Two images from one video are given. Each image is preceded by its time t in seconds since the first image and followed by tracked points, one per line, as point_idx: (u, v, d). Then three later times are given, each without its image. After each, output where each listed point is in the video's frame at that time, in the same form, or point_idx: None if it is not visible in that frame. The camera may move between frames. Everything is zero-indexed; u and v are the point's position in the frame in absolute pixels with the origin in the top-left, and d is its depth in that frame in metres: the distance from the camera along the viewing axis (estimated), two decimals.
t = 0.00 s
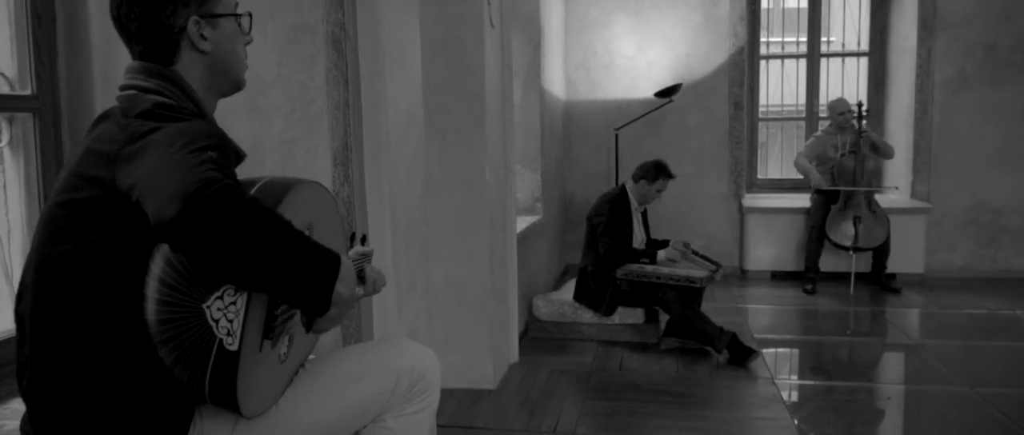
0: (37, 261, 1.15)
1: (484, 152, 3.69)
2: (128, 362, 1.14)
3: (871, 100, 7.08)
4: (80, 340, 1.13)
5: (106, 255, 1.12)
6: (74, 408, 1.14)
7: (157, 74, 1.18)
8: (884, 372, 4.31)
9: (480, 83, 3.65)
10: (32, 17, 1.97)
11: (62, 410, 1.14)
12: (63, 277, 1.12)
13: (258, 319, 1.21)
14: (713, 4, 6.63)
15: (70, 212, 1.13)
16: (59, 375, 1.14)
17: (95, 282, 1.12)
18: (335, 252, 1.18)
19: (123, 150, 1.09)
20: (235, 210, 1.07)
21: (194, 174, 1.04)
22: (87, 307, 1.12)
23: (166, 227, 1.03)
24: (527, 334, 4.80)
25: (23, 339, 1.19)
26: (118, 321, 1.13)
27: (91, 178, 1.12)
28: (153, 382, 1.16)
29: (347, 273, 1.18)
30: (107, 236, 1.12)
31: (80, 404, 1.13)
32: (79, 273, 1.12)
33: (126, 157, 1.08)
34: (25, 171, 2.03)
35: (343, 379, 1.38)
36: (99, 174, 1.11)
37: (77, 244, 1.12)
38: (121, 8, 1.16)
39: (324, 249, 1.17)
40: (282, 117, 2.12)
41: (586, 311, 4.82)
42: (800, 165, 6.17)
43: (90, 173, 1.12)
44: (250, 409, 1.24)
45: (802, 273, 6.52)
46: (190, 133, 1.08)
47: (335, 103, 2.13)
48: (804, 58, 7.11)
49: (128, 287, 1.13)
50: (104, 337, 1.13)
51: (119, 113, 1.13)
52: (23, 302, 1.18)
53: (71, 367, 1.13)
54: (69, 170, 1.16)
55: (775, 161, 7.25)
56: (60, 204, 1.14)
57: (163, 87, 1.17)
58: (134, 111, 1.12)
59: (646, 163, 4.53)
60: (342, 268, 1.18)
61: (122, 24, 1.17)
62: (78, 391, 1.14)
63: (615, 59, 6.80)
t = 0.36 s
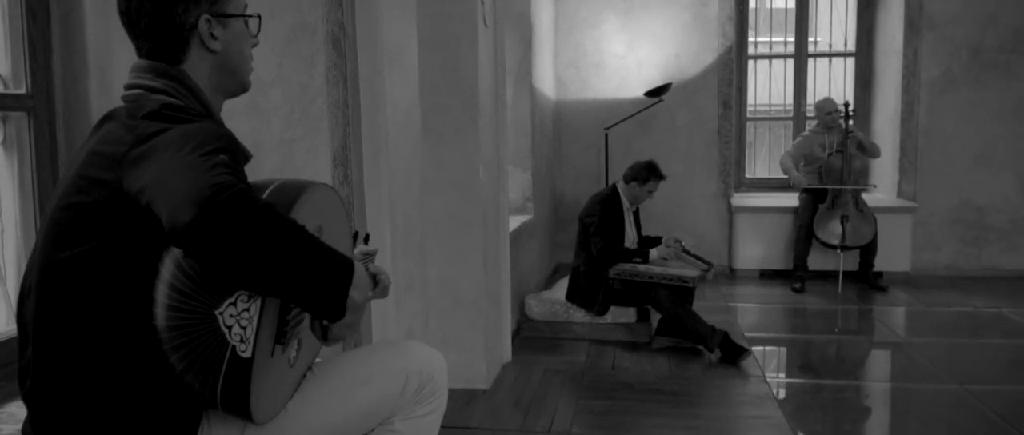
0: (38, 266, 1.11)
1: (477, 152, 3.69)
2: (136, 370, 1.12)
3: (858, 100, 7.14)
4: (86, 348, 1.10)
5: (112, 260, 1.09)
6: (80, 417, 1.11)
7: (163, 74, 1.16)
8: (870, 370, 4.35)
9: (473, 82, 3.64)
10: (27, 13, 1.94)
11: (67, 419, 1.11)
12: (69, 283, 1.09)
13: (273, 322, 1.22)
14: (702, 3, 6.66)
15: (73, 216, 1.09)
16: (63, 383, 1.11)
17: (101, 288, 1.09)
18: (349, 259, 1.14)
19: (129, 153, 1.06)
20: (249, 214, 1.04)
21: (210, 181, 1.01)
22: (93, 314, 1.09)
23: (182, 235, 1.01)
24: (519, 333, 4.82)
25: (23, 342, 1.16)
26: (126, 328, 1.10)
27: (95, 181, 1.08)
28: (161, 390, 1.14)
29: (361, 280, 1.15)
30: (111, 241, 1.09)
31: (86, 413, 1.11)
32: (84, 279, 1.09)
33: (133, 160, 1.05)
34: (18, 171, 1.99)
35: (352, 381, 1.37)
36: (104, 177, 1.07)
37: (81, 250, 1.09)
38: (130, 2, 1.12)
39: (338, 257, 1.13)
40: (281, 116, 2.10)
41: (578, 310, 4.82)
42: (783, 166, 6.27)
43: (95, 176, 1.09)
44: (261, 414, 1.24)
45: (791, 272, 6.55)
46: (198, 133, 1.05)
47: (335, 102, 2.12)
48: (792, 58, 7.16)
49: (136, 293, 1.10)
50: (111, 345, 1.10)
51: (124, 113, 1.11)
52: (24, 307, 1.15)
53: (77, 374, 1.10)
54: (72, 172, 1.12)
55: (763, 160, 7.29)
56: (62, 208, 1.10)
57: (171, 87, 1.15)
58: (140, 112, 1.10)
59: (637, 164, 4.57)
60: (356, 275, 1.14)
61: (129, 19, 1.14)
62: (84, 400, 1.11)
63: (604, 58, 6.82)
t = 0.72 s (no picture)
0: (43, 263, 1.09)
1: (467, 150, 3.68)
2: (145, 366, 1.10)
3: (839, 99, 7.21)
4: (99, 349, 1.09)
5: (122, 255, 1.07)
6: (87, 416, 1.09)
7: (179, 71, 1.15)
8: (853, 365, 4.40)
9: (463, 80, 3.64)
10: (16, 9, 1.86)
11: (73, 419, 1.09)
12: (77, 279, 1.07)
13: (286, 319, 1.22)
14: (686, 3, 6.70)
15: (80, 211, 1.08)
16: (70, 382, 1.09)
17: (110, 284, 1.08)
18: (365, 255, 1.16)
19: (140, 147, 1.06)
20: (268, 207, 1.06)
21: (230, 167, 1.02)
22: (102, 310, 1.08)
23: (201, 223, 1.01)
24: (507, 332, 4.83)
25: (25, 341, 1.14)
26: (137, 324, 1.09)
27: (104, 176, 1.07)
28: (171, 388, 1.12)
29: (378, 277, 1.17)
30: (120, 237, 1.07)
31: (94, 412, 1.09)
32: (92, 276, 1.07)
33: (145, 154, 1.05)
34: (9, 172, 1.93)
35: (357, 381, 1.36)
36: (114, 172, 1.06)
37: (89, 246, 1.07)
38: None
39: (355, 253, 1.15)
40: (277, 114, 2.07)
41: (566, 308, 4.83)
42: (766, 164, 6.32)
43: (104, 171, 1.07)
44: (272, 412, 1.23)
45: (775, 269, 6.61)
46: (212, 127, 1.05)
47: (330, 99, 2.11)
48: (774, 57, 7.22)
49: (146, 287, 1.09)
50: (121, 342, 1.09)
51: (133, 108, 1.11)
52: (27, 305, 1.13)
53: (84, 373, 1.09)
54: (78, 169, 1.10)
55: (746, 159, 7.35)
56: (69, 204, 1.09)
57: (185, 84, 1.14)
58: (149, 107, 1.09)
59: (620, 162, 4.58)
60: (371, 271, 1.16)
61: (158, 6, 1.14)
62: (92, 399, 1.09)
63: (589, 57, 6.85)
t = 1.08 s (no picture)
0: (40, 256, 1.08)
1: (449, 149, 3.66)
2: (145, 358, 1.10)
3: (813, 98, 7.31)
4: (99, 341, 1.08)
5: (124, 246, 1.07)
6: (87, 409, 1.08)
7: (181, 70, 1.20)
8: (829, 360, 4.46)
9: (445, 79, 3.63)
10: None
11: (74, 413, 1.09)
12: (78, 270, 1.07)
13: (288, 310, 1.22)
14: (663, 3, 6.75)
15: (80, 203, 1.07)
16: (69, 376, 1.08)
17: (111, 275, 1.07)
18: (370, 248, 1.17)
19: (143, 138, 1.06)
20: (275, 194, 1.04)
21: (238, 153, 1.01)
22: (102, 302, 1.07)
23: (211, 208, 1.00)
24: (488, 331, 4.83)
25: (18, 339, 1.13)
26: (138, 315, 1.08)
27: (105, 168, 1.07)
28: (172, 379, 1.12)
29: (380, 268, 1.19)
30: (121, 229, 1.07)
31: (94, 405, 1.09)
32: (93, 267, 1.07)
33: (148, 144, 1.05)
34: None
35: (355, 378, 1.36)
36: (115, 164, 1.06)
37: (89, 238, 1.07)
38: None
39: (362, 247, 1.15)
40: (262, 112, 2.06)
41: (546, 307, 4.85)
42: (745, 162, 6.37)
43: (105, 164, 1.07)
44: (272, 405, 1.22)
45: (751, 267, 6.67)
46: (214, 120, 1.04)
47: (317, 97, 2.10)
48: (749, 57, 7.30)
49: (148, 277, 1.08)
50: (123, 333, 1.08)
51: (133, 104, 1.11)
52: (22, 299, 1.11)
53: (84, 366, 1.08)
54: (76, 162, 1.10)
55: (722, 158, 7.41)
56: (68, 196, 1.08)
57: (186, 82, 1.19)
58: (151, 102, 1.10)
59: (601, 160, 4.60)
60: (374, 261, 1.18)
61: (165, 8, 1.18)
62: (92, 392, 1.09)
63: (567, 57, 6.87)
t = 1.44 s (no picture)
0: (39, 254, 1.08)
1: (429, 148, 3.66)
2: (144, 354, 1.10)
3: (785, 99, 7.40)
4: (97, 337, 1.08)
5: (123, 242, 1.07)
6: (83, 406, 1.09)
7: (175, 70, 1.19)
8: (801, 358, 4.52)
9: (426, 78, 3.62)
10: None
11: (70, 409, 1.09)
12: (76, 266, 1.07)
13: (287, 308, 1.22)
14: (637, 4, 6.79)
15: (78, 201, 1.08)
16: (67, 373, 1.08)
17: (110, 272, 1.07)
18: (369, 253, 1.19)
19: (143, 134, 1.07)
20: (278, 190, 1.06)
21: (245, 149, 1.04)
22: (101, 298, 1.08)
23: (217, 201, 1.02)
24: (466, 330, 4.84)
25: (14, 336, 1.13)
26: (137, 312, 1.08)
27: (103, 166, 1.08)
28: (170, 376, 1.12)
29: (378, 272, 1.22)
30: (121, 225, 1.07)
31: (93, 400, 1.09)
32: (91, 264, 1.07)
33: (148, 141, 1.06)
34: None
35: (349, 377, 1.35)
36: (112, 161, 1.08)
37: (87, 235, 1.07)
38: None
39: (362, 254, 1.18)
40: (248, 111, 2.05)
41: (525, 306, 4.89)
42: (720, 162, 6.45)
43: (102, 161, 1.08)
44: (268, 403, 1.23)
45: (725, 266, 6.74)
46: (215, 118, 1.06)
47: (304, 96, 2.10)
48: (722, 58, 7.37)
49: (148, 272, 1.08)
50: (121, 329, 1.08)
51: (130, 102, 1.13)
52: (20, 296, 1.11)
53: (81, 363, 1.08)
54: (74, 159, 1.11)
55: (696, 158, 7.48)
56: (66, 193, 1.09)
57: (182, 82, 1.18)
58: (149, 100, 1.12)
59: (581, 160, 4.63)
60: (372, 266, 1.21)
61: (156, 10, 1.17)
62: (90, 389, 1.09)
63: (543, 57, 6.88)
